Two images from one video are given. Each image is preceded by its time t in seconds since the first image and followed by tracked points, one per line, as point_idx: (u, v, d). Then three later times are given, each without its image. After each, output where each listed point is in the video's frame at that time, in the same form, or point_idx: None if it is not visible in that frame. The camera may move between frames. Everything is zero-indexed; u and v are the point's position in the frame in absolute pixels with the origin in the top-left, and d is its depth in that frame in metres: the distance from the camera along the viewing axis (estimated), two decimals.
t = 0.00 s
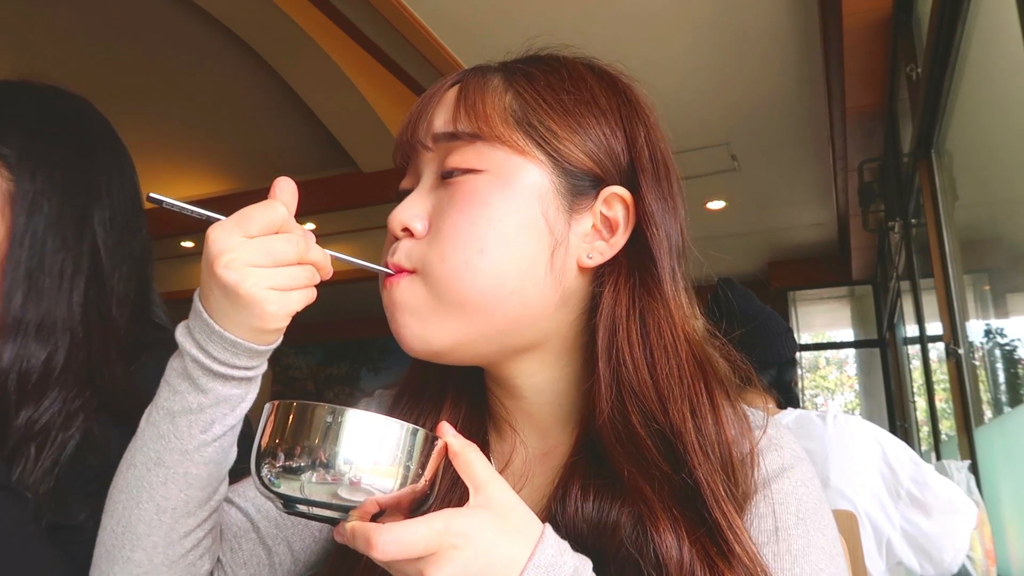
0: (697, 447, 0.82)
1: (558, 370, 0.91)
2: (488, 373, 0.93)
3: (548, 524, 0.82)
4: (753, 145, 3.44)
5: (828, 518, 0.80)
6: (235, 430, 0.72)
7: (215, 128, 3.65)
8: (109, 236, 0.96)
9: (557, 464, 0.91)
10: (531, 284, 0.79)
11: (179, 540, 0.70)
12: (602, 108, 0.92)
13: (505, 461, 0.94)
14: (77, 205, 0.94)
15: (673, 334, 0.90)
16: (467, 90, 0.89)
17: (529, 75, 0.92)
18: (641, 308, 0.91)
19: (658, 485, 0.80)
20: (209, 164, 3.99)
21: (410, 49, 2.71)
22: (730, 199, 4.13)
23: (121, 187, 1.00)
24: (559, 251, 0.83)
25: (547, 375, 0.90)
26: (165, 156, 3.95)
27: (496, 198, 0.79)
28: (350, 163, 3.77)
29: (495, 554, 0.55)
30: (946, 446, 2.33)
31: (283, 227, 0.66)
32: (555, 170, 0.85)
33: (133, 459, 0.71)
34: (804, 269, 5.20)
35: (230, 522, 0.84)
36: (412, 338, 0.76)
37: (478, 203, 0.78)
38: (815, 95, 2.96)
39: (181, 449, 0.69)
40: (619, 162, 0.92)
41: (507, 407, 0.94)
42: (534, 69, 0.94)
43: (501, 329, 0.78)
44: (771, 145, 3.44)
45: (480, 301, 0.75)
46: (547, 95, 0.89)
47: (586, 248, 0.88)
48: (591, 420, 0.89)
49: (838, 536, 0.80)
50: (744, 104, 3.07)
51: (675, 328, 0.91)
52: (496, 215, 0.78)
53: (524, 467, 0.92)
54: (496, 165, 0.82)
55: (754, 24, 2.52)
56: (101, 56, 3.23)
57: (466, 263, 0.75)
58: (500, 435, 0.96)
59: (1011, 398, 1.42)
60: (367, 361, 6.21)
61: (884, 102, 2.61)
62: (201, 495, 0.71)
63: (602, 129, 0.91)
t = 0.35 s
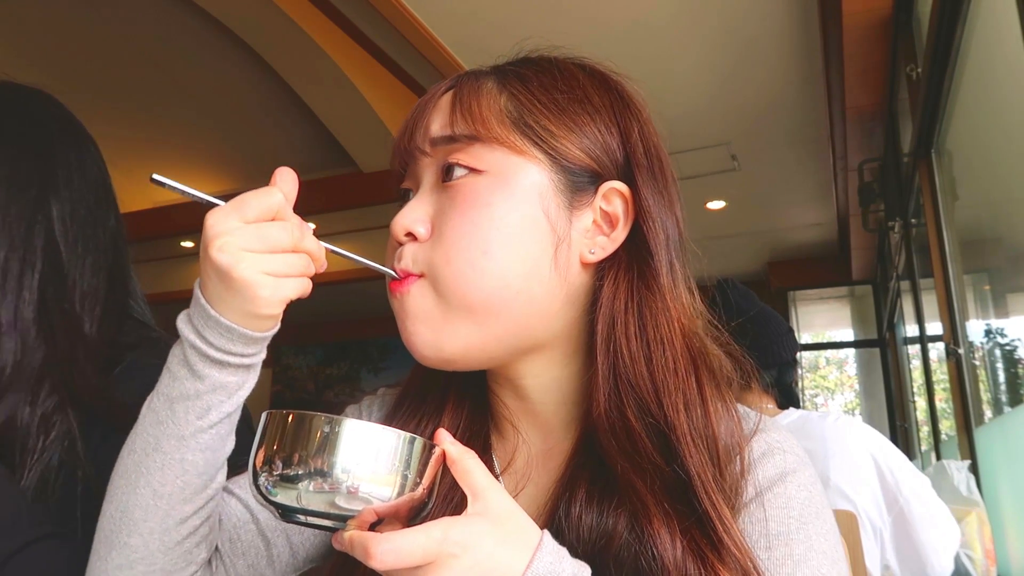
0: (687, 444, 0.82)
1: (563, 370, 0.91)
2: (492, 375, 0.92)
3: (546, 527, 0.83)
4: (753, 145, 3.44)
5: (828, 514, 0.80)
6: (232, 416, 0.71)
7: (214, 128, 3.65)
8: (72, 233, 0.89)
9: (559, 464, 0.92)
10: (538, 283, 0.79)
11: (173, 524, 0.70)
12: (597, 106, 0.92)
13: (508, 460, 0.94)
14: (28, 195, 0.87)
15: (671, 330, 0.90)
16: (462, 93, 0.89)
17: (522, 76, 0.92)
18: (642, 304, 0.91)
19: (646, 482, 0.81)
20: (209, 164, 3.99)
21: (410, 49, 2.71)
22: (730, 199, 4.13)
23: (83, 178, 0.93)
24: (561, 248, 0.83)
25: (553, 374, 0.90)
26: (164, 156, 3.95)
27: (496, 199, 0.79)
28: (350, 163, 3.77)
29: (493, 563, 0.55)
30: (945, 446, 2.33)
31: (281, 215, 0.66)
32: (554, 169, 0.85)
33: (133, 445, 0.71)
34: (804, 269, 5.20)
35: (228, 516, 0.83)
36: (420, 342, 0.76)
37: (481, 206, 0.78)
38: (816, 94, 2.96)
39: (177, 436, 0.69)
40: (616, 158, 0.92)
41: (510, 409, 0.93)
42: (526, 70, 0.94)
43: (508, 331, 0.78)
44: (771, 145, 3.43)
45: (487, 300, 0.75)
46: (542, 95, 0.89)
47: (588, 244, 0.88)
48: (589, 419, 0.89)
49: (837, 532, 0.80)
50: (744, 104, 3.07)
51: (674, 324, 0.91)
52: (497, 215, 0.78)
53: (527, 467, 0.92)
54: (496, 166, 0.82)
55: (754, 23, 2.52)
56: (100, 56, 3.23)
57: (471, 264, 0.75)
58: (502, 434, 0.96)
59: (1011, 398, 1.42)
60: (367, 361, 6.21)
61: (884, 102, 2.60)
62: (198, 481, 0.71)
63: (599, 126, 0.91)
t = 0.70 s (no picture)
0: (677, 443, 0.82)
1: (562, 370, 0.91)
2: (491, 377, 0.92)
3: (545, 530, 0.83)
4: (752, 145, 3.44)
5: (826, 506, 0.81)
6: (200, 364, 0.73)
7: (214, 129, 3.65)
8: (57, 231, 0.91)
9: (556, 463, 0.92)
10: (534, 280, 0.79)
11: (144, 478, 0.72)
12: (578, 102, 0.91)
13: (507, 460, 0.95)
14: (6, 201, 0.88)
15: (659, 329, 0.90)
16: (441, 100, 0.88)
17: (502, 78, 0.92)
18: (633, 298, 0.90)
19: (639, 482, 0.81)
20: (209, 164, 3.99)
21: (410, 49, 2.71)
22: (730, 199, 4.13)
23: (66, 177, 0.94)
24: (555, 246, 0.83)
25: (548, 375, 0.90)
26: (164, 156, 3.95)
27: (484, 203, 0.79)
28: (349, 163, 3.77)
29: (493, 566, 0.55)
30: (945, 446, 2.33)
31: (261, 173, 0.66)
32: (540, 169, 0.85)
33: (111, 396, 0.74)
34: (804, 269, 5.20)
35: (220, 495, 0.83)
36: (428, 353, 0.76)
37: (470, 212, 0.78)
38: (816, 95, 2.96)
39: (143, 386, 0.71)
40: (600, 155, 0.92)
41: (508, 409, 0.94)
42: (504, 72, 0.93)
43: (511, 335, 0.78)
44: (771, 145, 3.43)
45: (484, 301, 0.75)
46: (522, 95, 0.88)
47: (581, 241, 0.88)
48: (582, 416, 0.89)
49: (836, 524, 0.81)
50: (743, 104, 3.06)
51: (662, 321, 0.91)
52: (487, 219, 0.78)
53: (526, 468, 0.93)
54: (481, 171, 0.82)
55: (754, 24, 2.52)
56: (100, 57, 3.23)
57: (466, 268, 0.75)
58: (500, 435, 0.96)
59: (1011, 398, 1.42)
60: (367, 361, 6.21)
61: (884, 101, 2.60)
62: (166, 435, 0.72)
63: (582, 125, 0.90)
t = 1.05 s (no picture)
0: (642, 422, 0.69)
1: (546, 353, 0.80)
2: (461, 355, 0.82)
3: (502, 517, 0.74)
4: (752, 146, 3.44)
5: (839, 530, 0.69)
6: (86, 363, 0.71)
7: (214, 130, 3.66)
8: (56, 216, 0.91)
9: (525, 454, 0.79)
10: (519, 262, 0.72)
11: (87, 504, 0.73)
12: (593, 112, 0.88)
13: (475, 449, 0.84)
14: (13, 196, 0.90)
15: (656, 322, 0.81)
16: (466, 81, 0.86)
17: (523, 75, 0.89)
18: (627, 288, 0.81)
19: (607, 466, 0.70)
20: (209, 165, 3.99)
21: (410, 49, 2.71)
22: (729, 199, 4.13)
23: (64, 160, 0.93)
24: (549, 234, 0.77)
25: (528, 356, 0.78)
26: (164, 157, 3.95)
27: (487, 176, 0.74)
28: (349, 163, 3.77)
29: None
30: (945, 445, 2.34)
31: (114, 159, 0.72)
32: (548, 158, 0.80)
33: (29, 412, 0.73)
34: (804, 270, 5.21)
35: (181, 490, 0.83)
36: (400, 315, 0.70)
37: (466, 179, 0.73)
38: (815, 95, 2.96)
39: (43, 398, 0.70)
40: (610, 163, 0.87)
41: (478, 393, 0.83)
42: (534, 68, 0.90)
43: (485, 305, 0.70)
44: (771, 146, 3.44)
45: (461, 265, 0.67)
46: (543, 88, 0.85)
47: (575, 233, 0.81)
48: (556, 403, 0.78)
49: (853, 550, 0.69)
50: (742, 104, 3.07)
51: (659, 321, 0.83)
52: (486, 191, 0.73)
53: (493, 457, 0.81)
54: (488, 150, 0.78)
55: (754, 24, 2.52)
56: (100, 57, 3.23)
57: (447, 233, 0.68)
58: (470, 424, 0.86)
59: (1011, 397, 1.42)
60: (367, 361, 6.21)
61: (884, 102, 2.60)
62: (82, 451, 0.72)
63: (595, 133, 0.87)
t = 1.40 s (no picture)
0: (626, 418, 0.71)
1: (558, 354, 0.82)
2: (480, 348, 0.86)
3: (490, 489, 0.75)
4: (752, 146, 3.45)
5: (835, 532, 0.69)
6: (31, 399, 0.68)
7: (215, 130, 3.67)
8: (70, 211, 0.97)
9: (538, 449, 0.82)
10: (532, 262, 0.74)
11: (88, 560, 0.70)
12: (620, 129, 0.89)
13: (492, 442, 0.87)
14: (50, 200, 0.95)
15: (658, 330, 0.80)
16: (504, 98, 0.90)
17: (562, 93, 0.90)
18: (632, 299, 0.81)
19: (594, 450, 0.72)
20: (209, 164, 4.00)
21: (410, 49, 2.70)
22: (730, 199, 4.14)
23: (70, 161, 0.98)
24: (562, 239, 0.78)
25: (541, 347, 0.81)
26: (165, 157, 3.96)
27: (511, 182, 0.77)
28: (349, 163, 3.77)
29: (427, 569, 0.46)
30: (945, 446, 2.34)
31: None
32: (569, 168, 0.82)
33: None
34: (803, 269, 5.21)
35: (169, 498, 0.77)
36: (418, 299, 0.74)
37: (493, 181, 0.77)
38: (815, 95, 2.96)
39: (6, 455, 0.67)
40: (632, 178, 0.87)
41: (498, 385, 0.87)
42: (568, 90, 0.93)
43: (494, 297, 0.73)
44: (771, 146, 3.44)
45: (474, 259, 0.71)
46: (573, 106, 0.87)
47: (586, 240, 0.82)
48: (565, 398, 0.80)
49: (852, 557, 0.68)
50: (742, 104, 3.07)
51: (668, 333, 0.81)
52: (508, 195, 0.76)
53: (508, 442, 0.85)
54: (514, 158, 0.81)
55: (755, 24, 2.52)
56: (101, 57, 3.23)
57: (465, 232, 0.73)
58: (488, 419, 0.89)
59: (1011, 397, 1.42)
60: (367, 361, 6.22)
61: (884, 102, 2.60)
62: (56, 516, 0.68)
63: (620, 150, 0.87)
